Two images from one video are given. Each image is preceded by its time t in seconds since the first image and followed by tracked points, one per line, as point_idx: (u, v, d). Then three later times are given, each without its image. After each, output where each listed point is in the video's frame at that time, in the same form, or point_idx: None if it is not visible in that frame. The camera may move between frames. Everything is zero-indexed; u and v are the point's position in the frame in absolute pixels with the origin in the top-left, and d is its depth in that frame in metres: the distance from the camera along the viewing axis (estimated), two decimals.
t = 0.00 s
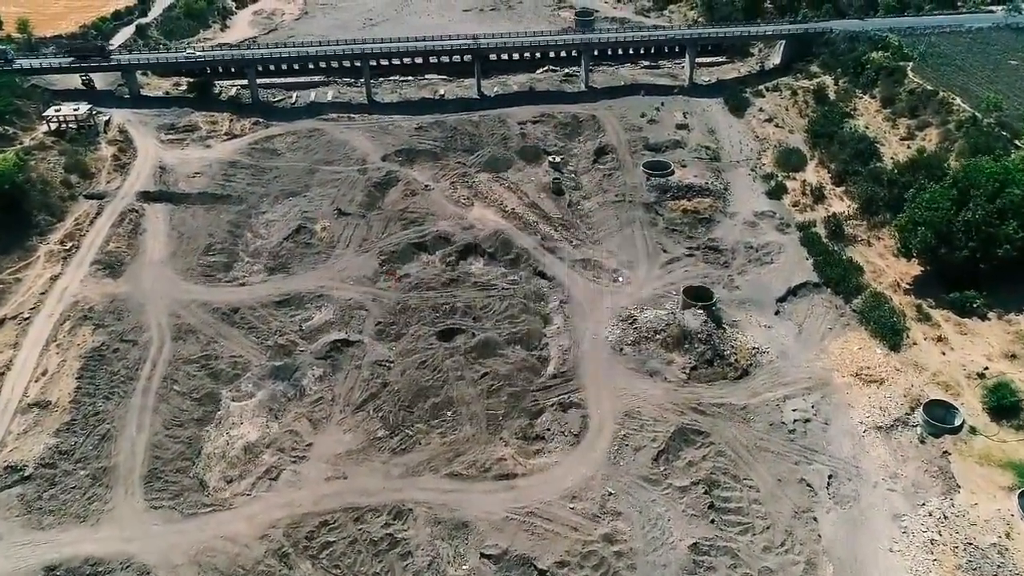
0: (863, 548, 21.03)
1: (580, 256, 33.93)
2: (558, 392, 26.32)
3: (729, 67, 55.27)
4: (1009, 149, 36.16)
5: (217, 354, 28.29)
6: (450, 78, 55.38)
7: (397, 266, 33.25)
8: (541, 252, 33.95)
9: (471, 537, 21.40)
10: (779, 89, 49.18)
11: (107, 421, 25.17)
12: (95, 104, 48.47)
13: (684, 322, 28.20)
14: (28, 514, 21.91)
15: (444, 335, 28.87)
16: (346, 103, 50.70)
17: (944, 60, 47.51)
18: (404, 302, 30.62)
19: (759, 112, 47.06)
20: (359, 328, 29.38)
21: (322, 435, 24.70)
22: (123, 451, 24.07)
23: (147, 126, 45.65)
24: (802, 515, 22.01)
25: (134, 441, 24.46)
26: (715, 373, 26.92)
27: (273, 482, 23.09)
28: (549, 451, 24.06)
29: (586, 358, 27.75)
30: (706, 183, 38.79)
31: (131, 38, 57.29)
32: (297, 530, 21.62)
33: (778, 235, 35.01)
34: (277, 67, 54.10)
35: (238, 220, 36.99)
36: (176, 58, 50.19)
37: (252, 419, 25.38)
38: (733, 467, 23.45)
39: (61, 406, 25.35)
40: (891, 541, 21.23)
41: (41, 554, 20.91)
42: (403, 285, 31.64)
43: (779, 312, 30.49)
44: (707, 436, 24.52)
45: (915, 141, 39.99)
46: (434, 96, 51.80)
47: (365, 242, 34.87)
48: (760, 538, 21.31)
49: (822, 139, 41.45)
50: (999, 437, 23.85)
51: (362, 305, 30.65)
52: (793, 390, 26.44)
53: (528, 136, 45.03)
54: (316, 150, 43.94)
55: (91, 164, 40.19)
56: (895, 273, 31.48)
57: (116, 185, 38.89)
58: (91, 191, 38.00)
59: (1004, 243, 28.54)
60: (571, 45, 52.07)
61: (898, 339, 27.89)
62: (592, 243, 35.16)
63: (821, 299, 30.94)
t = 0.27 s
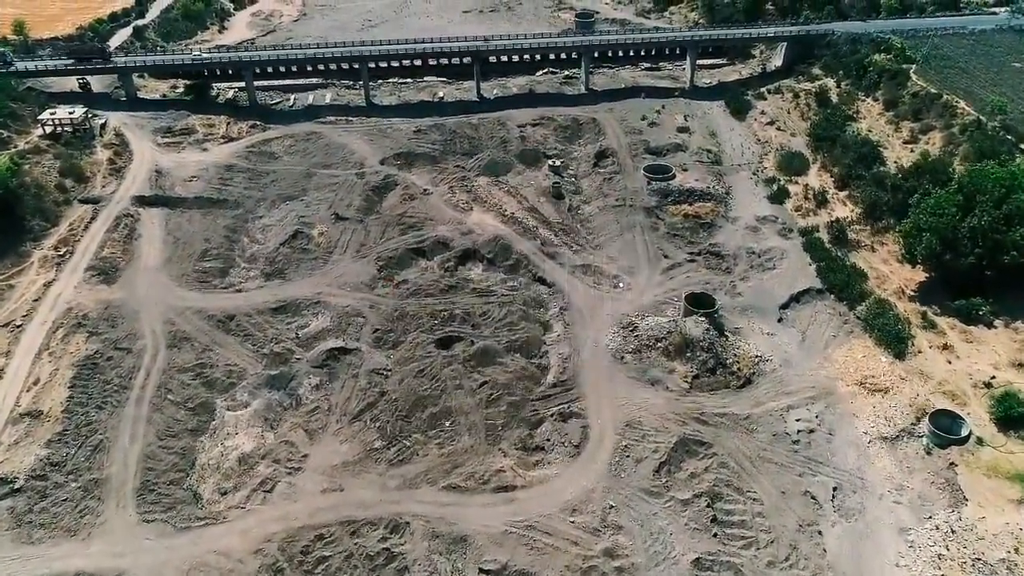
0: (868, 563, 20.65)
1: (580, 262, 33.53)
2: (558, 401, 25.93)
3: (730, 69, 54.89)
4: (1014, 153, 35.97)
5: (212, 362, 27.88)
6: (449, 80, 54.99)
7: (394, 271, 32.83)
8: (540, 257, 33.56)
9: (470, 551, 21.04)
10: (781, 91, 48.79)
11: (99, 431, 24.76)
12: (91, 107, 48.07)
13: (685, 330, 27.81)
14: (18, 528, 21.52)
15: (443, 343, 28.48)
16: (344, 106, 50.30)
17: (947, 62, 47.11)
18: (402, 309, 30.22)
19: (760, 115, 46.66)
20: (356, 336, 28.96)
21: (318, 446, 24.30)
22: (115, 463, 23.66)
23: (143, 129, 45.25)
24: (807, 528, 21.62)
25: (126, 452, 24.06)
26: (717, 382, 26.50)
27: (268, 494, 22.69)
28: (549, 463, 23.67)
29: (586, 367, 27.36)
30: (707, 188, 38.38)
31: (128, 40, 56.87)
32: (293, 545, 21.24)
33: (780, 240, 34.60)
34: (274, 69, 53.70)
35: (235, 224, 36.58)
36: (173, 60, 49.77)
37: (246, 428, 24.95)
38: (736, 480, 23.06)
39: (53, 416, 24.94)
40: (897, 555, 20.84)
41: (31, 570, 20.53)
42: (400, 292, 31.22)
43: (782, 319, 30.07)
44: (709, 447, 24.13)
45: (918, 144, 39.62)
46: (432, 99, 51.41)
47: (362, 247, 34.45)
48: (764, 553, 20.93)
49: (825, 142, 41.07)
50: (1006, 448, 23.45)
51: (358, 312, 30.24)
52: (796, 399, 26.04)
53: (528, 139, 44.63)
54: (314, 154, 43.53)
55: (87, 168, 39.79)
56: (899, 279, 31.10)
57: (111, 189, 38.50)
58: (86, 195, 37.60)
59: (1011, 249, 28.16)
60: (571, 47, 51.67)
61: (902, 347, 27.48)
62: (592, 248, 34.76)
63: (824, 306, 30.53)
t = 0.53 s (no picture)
0: None
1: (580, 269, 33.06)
2: (558, 412, 25.47)
3: (731, 72, 54.43)
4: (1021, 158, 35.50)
5: (206, 371, 27.41)
6: (448, 82, 54.52)
7: (391, 278, 32.36)
8: (540, 263, 33.10)
9: (467, 569, 20.61)
10: (783, 94, 48.33)
11: (90, 443, 24.30)
12: (86, 110, 47.61)
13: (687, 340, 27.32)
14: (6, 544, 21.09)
15: (441, 352, 28.03)
16: (342, 109, 49.85)
17: (951, 65, 46.65)
18: (399, 316, 29.76)
19: (762, 118, 46.21)
20: (352, 344, 28.50)
21: (313, 458, 23.84)
22: (106, 476, 23.23)
23: (139, 132, 44.78)
24: (812, 545, 21.18)
25: (117, 465, 23.61)
26: (720, 393, 26.05)
27: (261, 509, 22.24)
28: (549, 476, 23.22)
29: (586, 377, 26.90)
30: (709, 192, 37.91)
31: (124, 42, 56.39)
32: (288, 562, 20.81)
33: (783, 246, 34.15)
34: (272, 72, 53.24)
35: (230, 230, 36.12)
36: (169, 63, 49.31)
37: (240, 441, 24.48)
38: (740, 495, 22.60)
39: (43, 428, 24.48)
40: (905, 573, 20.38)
41: None
42: (397, 299, 30.76)
43: (786, 327, 29.61)
44: (712, 460, 23.66)
45: (922, 148, 39.17)
46: (431, 101, 50.95)
47: (359, 254, 33.96)
48: (768, 570, 20.50)
49: (827, 147, 40.62)
50: (1015, 462, 23.00)
51: (354, 320, 29.77)
52: (800, 410, 25.57)
53: (527, 142, 44.16)
54: (311, 157, 43.07)
55: (81, 172, 39.32)
56: (904, 286, 30.65)
57: (106, 194, 38.04)
58: (80, 200, 37.15)
59: (1018, 257, 27.70)
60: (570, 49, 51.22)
61: (908, 356, 27.02)
62: (592, 255, 34.29)
63: (828, 313, 30.07)
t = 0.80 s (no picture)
0: None
1: (580, 275, 32.59)
2: (557, 424, 25.00)
3: (733, 74, 53.99)
4: None
5: (199, 382, 26.93)
6: (447, 85, 54.05)
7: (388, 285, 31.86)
8: (539, 270, 32.64)
9: None
10: (785, 97, 47.86)
11: (80, 456, 23.83)
12: (81, 113, 47.13)
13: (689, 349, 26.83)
14: None
15: (439, 363, 27.59)
16: (340, 112, 49.37)
17: (955, 67, 46.18)
18: (396, 325, 29.27)
19: (764, 121, 45.74)
20: (349, 353, 27.99)
21: (308, 472, 23.37)
22: (96, 490, 22.77)
23: (134, 136, 44.31)
24: (817, 562, 20.70)
25: (108, 479, 23.15)
26: (722, 404, 25.57)
27: (254, 525, 21.77)
28: (548, 491, 22.77)
29: (586, 387, 26.43)
30: (711, 197, 37.44)
31: (120, 44, 55.92)
32: None
33: (785, 252, 33.67)
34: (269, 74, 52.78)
35: (226, 236, 35.66)
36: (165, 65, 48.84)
37: (233, 453, 24.01)
38: (743, 509, 22.14)
39: (32, 440, 24.00)
40: None
41: None
42: (395, 307, 30.27)
43: (789, 335, 29.13)
44: (715, 474, 23.21)
45: (926, 152, 38.69)
46: (430, 104, 50.48)
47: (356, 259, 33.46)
48: None
49: (830, 151, 40.16)
50: None
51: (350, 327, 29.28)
52: (804, 422, 25.09)
53: (527, 146, 43.70)
54: (308, 161, 42.60)
55: (75, 177, 38.86)
56: (909, 294, 30.20)
57: (99, 199, 37.57)
58: (73, 206, 36.68)
59: None
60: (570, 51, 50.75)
61: (914, 366, 26.53)
62: (592, 261, 33.82)
63: (832, 322, 29.60)
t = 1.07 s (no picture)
0: None
1: (580, 281, 32.18)
2: (557, 434, 24.61)
3: (734, 76, 53.57)
4: None
5: (193, 391, 26.52)
6: (446, 87, 53.64)
7: (385, 290, 31.42)
8: (539, 277, 32.23)
9: None
10: (786, 99, 47.44)
11: (72, 468, 23.43)
12: (76, 116, 46.70)
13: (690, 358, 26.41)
14: None
15: (438, 370, 27.15)
16: (338, 115, 48.96)
17: (959, 70, 45.78)
18: (394, 332, 28.84)
19: (766, 124, 45.32)
20: (346, 361, 27.54)
21: (303, 483, 22.95)
22: (87, 503, 22.38)
23: (130, 139, 43.88)
24: None
25: (99, 491, 22.75)
26: (725, 414, 25.15)
27: (249, 539, 21.37)
28: (548, 503, 22.37)
29: (586, 397, 26.01)
30: (712, 202, 37.00)
31: (117, 46, 55.48)
32: None
33: (788, 258, 33.26)
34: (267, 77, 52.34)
35: (222, 241, 35.23)
36: (162, 67, 48.40)
37: (226, 464, 23.59)
38: (747, 523, 21.74)
39: (22, 452, 23.60)
40: None
41: None
42: (392, 314, 29.84)
43: (792, 343, 28.71)
44: (717, 486, 22.82)
45: (930, 156, 38.30)
46: (428, 107, 50.08)
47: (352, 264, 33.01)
48: None
49: (833, 155, 39.77)
50: None
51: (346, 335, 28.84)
52: (808, 432, 24.67)
53: (526, 149, 43.28)
54: (305, 165, 42.19)
55: (69, 181, 38.43)
56: (914, 301, 29.80)
57: (94, 203, 37.14)
58: (67, 210, 36.25)
59: None
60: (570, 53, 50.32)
61: (919, 375, 26.12)
62: (593, 266, 33.40)
63: (835, 329, 29.18)
